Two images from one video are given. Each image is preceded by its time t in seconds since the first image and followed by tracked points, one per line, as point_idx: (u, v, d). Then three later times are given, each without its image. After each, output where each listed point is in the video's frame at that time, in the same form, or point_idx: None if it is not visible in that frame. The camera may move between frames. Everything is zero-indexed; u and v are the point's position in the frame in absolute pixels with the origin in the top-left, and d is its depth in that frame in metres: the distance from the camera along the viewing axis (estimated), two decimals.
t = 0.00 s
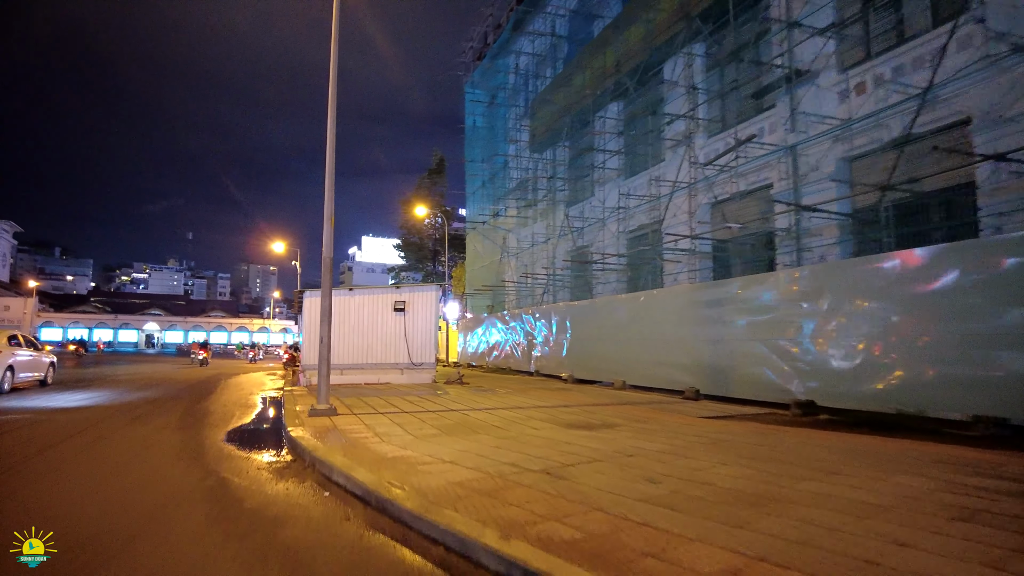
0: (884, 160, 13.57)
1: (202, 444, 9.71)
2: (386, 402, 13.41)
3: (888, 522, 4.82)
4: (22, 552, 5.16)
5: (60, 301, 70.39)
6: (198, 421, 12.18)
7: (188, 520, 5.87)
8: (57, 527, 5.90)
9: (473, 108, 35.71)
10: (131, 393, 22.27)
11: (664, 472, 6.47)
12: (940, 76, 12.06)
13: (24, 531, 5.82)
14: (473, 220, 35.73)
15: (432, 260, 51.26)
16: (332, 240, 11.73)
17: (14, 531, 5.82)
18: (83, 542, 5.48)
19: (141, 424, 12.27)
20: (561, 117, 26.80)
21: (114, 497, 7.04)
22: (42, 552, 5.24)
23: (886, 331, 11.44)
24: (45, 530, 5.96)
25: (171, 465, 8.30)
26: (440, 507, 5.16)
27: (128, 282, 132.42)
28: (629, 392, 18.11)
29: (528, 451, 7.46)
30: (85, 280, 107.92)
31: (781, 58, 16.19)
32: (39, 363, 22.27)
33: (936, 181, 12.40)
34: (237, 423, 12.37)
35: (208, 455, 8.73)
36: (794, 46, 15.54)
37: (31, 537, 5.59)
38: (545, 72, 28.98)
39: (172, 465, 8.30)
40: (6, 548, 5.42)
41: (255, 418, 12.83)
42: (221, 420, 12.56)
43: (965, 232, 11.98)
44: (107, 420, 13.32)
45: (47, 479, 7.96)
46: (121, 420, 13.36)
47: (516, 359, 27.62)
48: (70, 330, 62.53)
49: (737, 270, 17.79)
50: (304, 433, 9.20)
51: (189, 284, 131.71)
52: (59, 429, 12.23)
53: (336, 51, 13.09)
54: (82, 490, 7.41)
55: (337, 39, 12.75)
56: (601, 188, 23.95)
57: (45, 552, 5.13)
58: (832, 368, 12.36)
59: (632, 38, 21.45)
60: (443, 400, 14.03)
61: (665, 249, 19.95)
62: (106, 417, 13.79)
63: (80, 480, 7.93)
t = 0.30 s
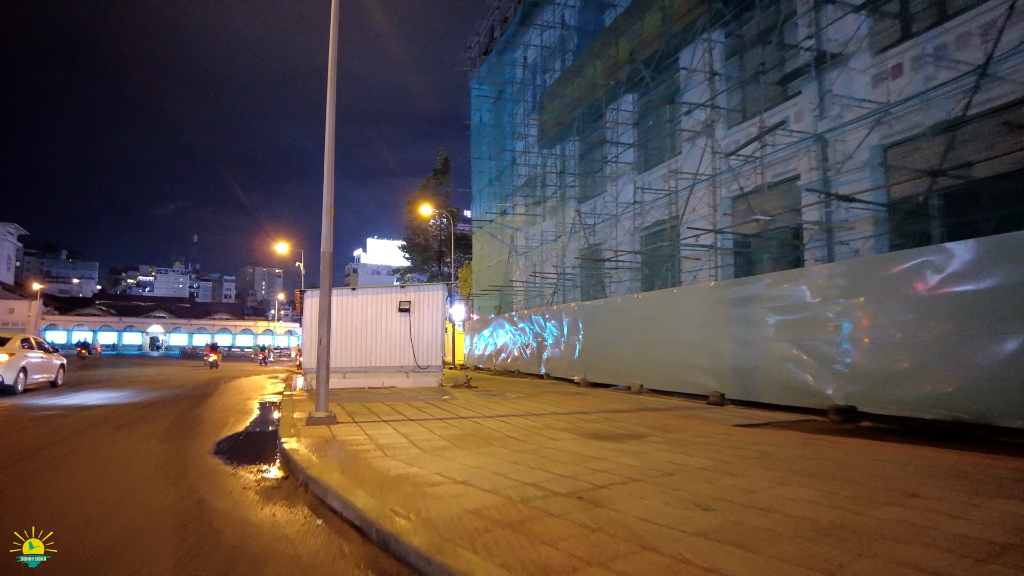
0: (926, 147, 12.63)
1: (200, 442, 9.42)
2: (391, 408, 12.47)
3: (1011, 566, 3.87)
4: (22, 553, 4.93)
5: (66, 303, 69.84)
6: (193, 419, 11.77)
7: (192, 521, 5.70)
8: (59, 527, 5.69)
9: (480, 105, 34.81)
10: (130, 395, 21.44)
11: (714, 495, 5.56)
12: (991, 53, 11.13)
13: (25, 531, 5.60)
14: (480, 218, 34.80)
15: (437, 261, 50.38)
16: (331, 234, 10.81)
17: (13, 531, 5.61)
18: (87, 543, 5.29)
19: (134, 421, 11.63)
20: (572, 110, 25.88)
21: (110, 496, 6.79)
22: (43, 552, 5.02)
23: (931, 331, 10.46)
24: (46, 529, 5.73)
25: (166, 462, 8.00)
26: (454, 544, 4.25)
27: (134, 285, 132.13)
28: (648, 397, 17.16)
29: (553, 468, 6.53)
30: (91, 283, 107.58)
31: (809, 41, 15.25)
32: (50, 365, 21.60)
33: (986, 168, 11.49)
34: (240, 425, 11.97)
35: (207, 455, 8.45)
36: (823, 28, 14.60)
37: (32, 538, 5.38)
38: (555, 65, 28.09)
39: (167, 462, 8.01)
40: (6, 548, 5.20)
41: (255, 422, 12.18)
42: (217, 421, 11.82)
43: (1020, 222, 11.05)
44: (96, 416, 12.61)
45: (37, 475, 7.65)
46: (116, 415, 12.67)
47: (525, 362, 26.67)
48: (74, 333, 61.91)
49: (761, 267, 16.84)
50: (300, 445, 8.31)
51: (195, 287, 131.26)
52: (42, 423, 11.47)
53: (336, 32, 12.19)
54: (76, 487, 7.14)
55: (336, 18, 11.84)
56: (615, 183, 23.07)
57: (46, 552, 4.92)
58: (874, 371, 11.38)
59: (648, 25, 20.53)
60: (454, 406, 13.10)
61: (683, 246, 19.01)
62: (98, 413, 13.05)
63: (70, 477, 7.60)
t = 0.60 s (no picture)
0: (970, 133, 11.76)
1: (190, 442, 9.20)
2: (396, 414, 11.60)
3: None
4: (22, 552, 4.89)
5: (70, 306, 69.36)
6: (186, 420, 11.47)
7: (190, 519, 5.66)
8: (59, 526, 5.59)
9: (486, 100, 33.95)
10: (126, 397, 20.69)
11: (780, 527, 4.71)
12: None
13: (24, 530, 5.51)
14: (486, 217, 33.90)
15: (443, 261, 49.55)
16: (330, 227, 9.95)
17: (10, 530, 5.50)
18: (86, 542, 5.24)
19: (123, 422, 11.12)
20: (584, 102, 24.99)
21: (106, 492, 6.64)
22: (43, 552, 4.97)
23: (984, 332, 9.55)
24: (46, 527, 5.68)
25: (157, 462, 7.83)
26: None
27: (139, 287, 131.85)
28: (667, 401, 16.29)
29: (584, 488, 5.68)
30: (96, 286, 107.26)
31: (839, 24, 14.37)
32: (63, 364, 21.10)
33: None
34: (244, 424, 11.72)
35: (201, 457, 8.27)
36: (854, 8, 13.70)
37: (32, 537, 5.33)
38: (565, 58, 27.29)
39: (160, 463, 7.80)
40: (5, 549, 5.12)
41: (253, 426, 11.67)
42: (212, 424, 11.18)
43: None
44: (80, 417, 11.90)
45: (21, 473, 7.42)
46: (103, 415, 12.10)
47: (534, 364, 25.80)
48: (78, 335, 61.39)
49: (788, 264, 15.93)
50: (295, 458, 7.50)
51: (200, 289, 130.88)
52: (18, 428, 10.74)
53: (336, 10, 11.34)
54: (61, 486, 6.93)
55: None
56: (631, 177, 22.29)
57: (46, 552, 4.88)
58: (922, 372, 10.43)
59: (666, 11, 19.64)
60: (464, 412, 12.24)
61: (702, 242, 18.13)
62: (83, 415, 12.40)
63: (54, 475, 7.35)
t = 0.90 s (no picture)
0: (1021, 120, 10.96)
1: (190, 448, 8.90)
2: (406, 421, 10.88)
3: None
4: (22, 552, 4.71)
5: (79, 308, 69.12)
6: (185, 424, 11.11)
7: (191, 524, 5.44)
8: (59, 527, 5.40)
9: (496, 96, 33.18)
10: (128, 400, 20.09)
11: (870, 563, 3.98)
12: None
13: (23, 530, 5.32)
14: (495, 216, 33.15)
15: (451, 263, 48.85)
16: (336, 220, 9.23)
17: (10, 531, 5.30)
18: (87, 542, 5.06)
19: (120, 426, 10.74)
20: (598, 97, 24.26)
21: (105, 495, 6.43)
22: (43, 552, 4.78)
23: None
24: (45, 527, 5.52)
25: (154, 468, 7.56)
26: None
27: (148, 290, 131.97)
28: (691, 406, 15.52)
29: (628, 512, 4.97)
30: (106, 288, 107.36)
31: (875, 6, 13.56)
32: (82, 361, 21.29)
33: None
34: (247, 428, 11.43)
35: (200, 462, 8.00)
36: None
37: (31, 537, 5.13)
38: (578, 52, 26.56)
39: (158, 469, 7.51)
40: (4, 549, 4.92)
41: (256, 431, 11.21)
42: (211, 430, 10.71)
43: None
44: (74, 421, 11.31)
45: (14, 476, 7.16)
46: (99, 419, 11.66)
47: (547, 367, 25.04)
48: (86, 338, 61.14)
49: (819, 262, 15.14)
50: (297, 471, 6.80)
51: (209, 292, 130.86)
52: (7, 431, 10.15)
53: None
54: (55, 488, 6.69)
55: None
56: (649, 173, 21.56)
57: (46, 552, 4.69)
58: (979, 375, 9.62)
59: None
60: (478, 418, 11.52)
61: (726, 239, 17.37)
62: (78, 419, 11.88)
63: (48, 479, 7.09)
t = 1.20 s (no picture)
0: None
1: (202, 453, 8.63)
2: (427, 428, 10.27)
3: None
4: (23, 552, 4.65)
5: (95, 310, 69.28)
6: (198, 430, 10.83)
7: (193, 532, 5.21)
8: (57, 527, 5.32)
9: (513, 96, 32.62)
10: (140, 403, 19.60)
11: None
12: None
13: (23, 530, 5.22)
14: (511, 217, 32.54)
15: (465, 265, 48.17)
16: (355, 213, 8.66)
17: (10, 531, 5.21)
18: (87, 542, 4.98)
19: (131, 430, 10.55)
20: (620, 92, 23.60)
21: (112, 500, 6.21)
22: (43, 552, 4.71)
23: None
24: (41, 526, 5.41)
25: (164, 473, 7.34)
26: None
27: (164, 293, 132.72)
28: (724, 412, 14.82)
29: (696, 544, 4.38)
30: (122, 292, 107.92)
31: None
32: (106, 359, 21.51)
33: None
34: (261, 434, 10.89)
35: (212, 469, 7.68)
36: None
37: (31, 537, 5.04)
38: (599, 47, 25.97)
39: (167, 475, 7.28)
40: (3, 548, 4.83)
41: (270, 437, 10.70)
42: (225, 436, 10.31)
43: None
44: (81, 426, 10.91)
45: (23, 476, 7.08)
46: (111, 423, 11.44)
47: (567, 371, 24.37)
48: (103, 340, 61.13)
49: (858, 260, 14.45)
50: (313, 486, 6.11)
51: (224, 295, 131.39)
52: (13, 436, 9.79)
53: None
54: (61, 490, 6.57)
55: None
56: (674, 170, 20.92)
57: (46, 552, 4.62)
58: None
59: None
60: (503, 425, 10.89)
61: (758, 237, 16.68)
62: (88, 422, 11.61)
63: (55, 480, 6.97)
